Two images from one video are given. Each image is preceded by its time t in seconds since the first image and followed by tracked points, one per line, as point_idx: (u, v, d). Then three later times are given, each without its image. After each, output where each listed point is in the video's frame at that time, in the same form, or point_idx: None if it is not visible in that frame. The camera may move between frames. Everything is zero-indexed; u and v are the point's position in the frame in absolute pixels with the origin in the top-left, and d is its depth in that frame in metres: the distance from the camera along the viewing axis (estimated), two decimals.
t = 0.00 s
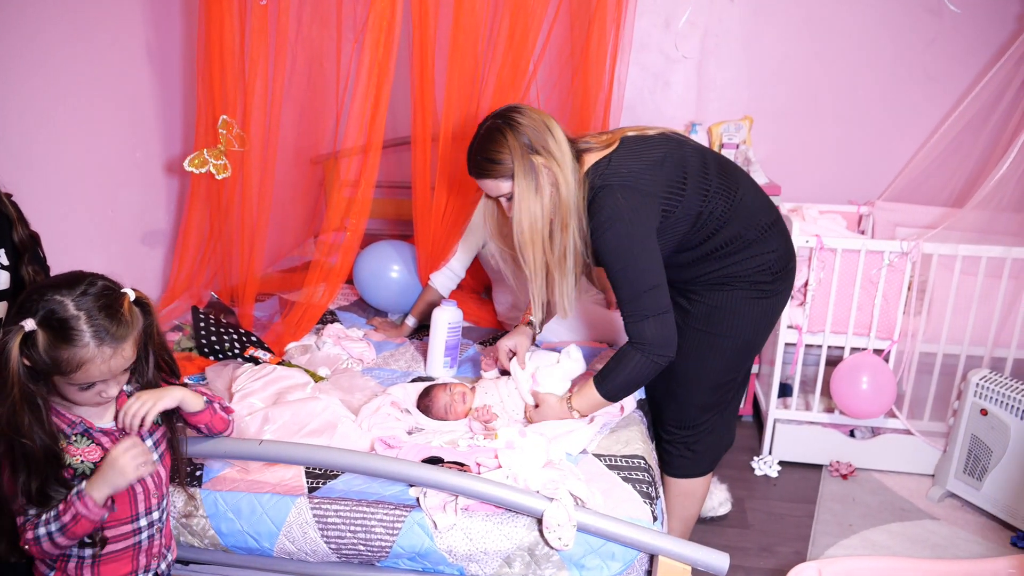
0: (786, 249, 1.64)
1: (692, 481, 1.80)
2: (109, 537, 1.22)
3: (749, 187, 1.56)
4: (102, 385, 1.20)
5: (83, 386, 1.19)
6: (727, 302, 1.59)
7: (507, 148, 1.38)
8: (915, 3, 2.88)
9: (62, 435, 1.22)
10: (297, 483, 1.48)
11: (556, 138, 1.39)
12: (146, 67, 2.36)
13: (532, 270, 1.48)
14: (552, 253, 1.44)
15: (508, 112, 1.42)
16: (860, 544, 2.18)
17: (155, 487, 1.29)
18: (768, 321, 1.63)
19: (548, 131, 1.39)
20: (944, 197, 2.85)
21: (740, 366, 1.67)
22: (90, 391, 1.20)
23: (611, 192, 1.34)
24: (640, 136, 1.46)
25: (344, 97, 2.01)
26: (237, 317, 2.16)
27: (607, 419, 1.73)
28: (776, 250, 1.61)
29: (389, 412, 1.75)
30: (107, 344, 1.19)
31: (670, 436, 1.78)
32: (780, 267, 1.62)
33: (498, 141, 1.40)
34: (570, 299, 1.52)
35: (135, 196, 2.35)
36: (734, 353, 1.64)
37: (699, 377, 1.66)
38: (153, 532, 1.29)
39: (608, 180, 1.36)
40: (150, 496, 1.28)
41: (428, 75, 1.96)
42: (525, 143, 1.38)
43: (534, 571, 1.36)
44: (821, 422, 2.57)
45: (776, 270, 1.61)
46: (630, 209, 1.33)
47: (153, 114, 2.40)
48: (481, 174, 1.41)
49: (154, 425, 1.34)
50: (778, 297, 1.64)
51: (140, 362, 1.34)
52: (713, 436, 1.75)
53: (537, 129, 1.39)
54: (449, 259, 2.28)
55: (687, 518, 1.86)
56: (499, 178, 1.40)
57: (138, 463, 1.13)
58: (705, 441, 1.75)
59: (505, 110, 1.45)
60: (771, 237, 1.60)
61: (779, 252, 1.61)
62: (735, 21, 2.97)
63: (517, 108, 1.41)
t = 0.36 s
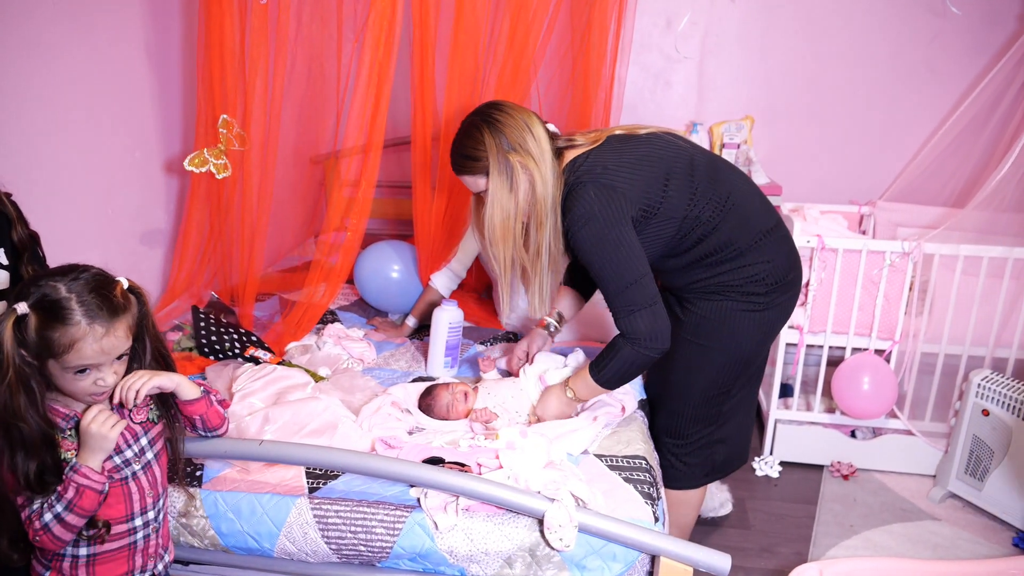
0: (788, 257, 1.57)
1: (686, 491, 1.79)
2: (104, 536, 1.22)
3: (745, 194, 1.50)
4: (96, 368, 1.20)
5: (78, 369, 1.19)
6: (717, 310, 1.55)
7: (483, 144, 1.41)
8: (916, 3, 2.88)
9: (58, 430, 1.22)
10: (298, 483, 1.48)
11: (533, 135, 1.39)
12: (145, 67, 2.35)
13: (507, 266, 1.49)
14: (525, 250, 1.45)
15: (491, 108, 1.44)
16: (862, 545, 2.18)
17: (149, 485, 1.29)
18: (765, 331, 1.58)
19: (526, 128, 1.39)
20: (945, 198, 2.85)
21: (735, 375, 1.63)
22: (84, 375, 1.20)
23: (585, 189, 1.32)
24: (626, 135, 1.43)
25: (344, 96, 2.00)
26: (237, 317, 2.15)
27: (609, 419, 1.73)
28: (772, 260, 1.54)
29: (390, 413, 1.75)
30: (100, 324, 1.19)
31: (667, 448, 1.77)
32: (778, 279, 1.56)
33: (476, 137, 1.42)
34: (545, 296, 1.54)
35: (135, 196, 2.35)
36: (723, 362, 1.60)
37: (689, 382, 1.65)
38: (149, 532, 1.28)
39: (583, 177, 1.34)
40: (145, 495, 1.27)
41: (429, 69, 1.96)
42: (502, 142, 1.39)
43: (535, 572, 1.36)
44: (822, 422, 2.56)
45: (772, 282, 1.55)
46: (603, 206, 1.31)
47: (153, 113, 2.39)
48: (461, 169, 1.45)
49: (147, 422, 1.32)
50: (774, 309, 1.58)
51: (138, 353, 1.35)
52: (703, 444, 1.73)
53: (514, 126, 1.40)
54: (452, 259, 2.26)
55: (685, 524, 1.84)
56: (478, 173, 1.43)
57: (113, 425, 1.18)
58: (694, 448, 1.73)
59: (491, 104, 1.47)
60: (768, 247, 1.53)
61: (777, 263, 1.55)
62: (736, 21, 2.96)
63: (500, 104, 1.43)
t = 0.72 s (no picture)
0: (788, 266, 1.53)
1: (678, 497, 1.79)
2: (98, 534, 1.22)
3: (741, 201, 1.47)
4: (81, 361, 1.19)
5: (63, 360, 1.18)
6: (709, 317, 1.53)
7: (478, 144, 1.42)
8: (917, 3, 2.87)
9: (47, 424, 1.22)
10: (298, 484, 1.48)
11: (526, 137, 1.40)
12: (145, 66, 2.35)
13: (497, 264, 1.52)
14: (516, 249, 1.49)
15: (485, 107, 1.44)
16: (863, 545, 2.17)
17: (142, 483, 1.27)
18: (761, 340, 1.55)
19: (520, 130, 1.41)
20: (946, 198, 2.84)
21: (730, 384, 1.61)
22: (70, 366, 1.19)
23: (569, 191, 1.32)
24: (619, 138, 1.42)
25: (344, 96, 1.99)
26: (237, 317, 2.15)
27: (609, 420, 1.73)
28: (768, 269, 1.50)
29: (391, 413, 1.74)
30: (86, 314, 1.19)
31: (663, 452, 1.76)
32: (775, 289, 1.52)
33: (470, 136, 1.42)
34: (537, 297, 1.59)
35: (135, 196, 2.35)
36: (715, 368, 1.58)
37: (681, 385, 1.64)
38: (147, 530, 1.27)
39: (567, 179, 1.35)
40: (138, 492, 1.26)
41: (429, 70, 1.97)
42: (495, 142, 1.40)
43: (536, 573, 1.36)
44: (823, 423, 2.56)
45: (767, 291, 1.51)
46: (585, 209, 1.31)
47: (153, 114, 2.39)
48: (454, 168, 1.46)
49: (138, 425, 1.29)
50: (770, 319, 1.54)
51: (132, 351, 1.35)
52: (696, 450, 1.72)
53: (508, 127, 1.41)
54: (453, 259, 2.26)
55: (681, 527, 1.84)
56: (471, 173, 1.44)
57: (74, 409, 1.15)
58: (687, 453, 1.73)
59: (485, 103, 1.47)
60: (764, 255, 1.49)
61: (773, 272, 1.51)
62: (737, 21, 2.95)
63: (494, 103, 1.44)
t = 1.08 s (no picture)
0: (790, 266, 1.52)
1: (683, 498, 1.78)
2: (96, 529, 1.21)
3: (740, 204, 1.46)
4: (76, 359, 1.19)
5: (57, 360, 1.18)
6: (711, 320, 1.53)
7: (476, 158, 1.43)
8: (920, 3, 2.87)
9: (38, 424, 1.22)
10: (300, 484, 1.48)
11: (523, 150, 1.41)
12: (147, 66, 2.35)
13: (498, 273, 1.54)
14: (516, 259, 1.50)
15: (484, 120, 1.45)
16: (865, 546, 2.17)
17: (139, 476, 1.27)
18: (764, 342, 1.54)
19: (517, 143, 1.41)
20: (949, 198, 2.84)
21: (733, 387, 1.60)
22: (64, 366, 1.19)
23: (565, 201, 1.32)
24: (615, 144, 1.42)
25: (345, 97, 2.01)
26: (239, 317, 2.15)
27: (611, 420, 1.74)
28: (770, 271, 1.49)
29: (393, 413, 1.75)
30: (78, 313, 1.20)
31: (665, 453, 1.75)
32: (777, 290, 1.51)
33: (470, 149, 1.44)
34: (539, 306, 1.60)
35: (137, 196, 2.35)
36: (718, 372, 1.58)
37: (684, 388, 1.64)
38: (147, 523, 1.27)
39: (563, 189, 1.35)
40: (135, 485, 1.26)
41: (431, 73, 1.97)
42: (494, 154, 1.41)
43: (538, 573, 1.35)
44: (826, 423, 2.55)
45: (769, 293, 1.50)
46: (580, 218, 1.31)
47: (156, 113, 2.39)
48: (455, 180, 1.47)
49: (133, 418, 1.29)
50: (773, 321, 1.53)
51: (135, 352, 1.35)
52: (699, 451, 1.71)
53: (506, 140, 1.41)
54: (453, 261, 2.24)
55: (684, 529, 1.84)
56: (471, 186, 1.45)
57: (54, 405, 1.15)
58: (690, 454, 1.72)
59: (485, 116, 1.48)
60: (765, 257, 1.49)
61: (775, 274, 1.50)
62: (739, 20, 2.95)
63: (493, 117, 1.45)
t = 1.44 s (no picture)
0: (798, 265, 1.51)
1: (692, 498, 1.77)
2: (103, 527, 1.21)
3: (747, 205, 1.45)
4: (80, 357, 1.19)
5: (62, 358, 1.18)
6: (721, 322, 1.52)
7: (479, 167, 1.41)
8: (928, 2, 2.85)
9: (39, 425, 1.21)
10: (304, 485, 1.48)
11: (526, 159, 1.39)
12: (152, 66, 2.35)
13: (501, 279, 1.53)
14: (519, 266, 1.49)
15: (487, 128, 1.43)
16: (872, 547, 2.15)
17: (144, 472, 1.26)
18: (773, 343, 1.54)
19: (519, 151, 1.39)
20: (956, 197, 2.82)
21: (742, 388, 1.59)
22: (69, 364, 1.18)
23: (568, 210, 1.31)
24: (619, 148, 1.40)
25: (350, 96, 2.02)
26: (243, 317, 2.15)
27: (616, 421, 1.72)
28: (779, 271, 1.48)
29: (397, 413, 1.74)
30: (82, 310, 1.20)
31: (674, 455, 1.74)
32: (787, 291, 1.50)
33: (472, 157, 1.42)
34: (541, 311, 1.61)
35: (142, 196, 2.35)
36: (727, 374, 1.57)
37: (693, 390, 1.63)
38: (154, 520, 1.26)
39: (566, 198, 1.33)
40: (141, 482, 1.25)
41: (436, 70, 1.97)
42: (496, 163, 1.39)
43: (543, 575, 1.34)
44: (832, 424, 2.54)
45: (779, 293, 1.50)
46: (585, 227, 1.30)
47: (161, 113, 2.39)
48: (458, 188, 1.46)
49: (137, 415, 1.29)
50: (783, 322, 1.52)
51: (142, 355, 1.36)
52: (709, 452, 1.70)
53: (508, 149, 1.39)
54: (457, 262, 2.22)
55: (691, 531, 1.83)
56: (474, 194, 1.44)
57: (63, 415, 1.14)
58: (699, 456, 1.71)
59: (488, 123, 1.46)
60: (774, 257, 1.48)
61: (784, 274, 1.49)
62: (745, 19, 2.94)
63: (496, 125, 1.42)
